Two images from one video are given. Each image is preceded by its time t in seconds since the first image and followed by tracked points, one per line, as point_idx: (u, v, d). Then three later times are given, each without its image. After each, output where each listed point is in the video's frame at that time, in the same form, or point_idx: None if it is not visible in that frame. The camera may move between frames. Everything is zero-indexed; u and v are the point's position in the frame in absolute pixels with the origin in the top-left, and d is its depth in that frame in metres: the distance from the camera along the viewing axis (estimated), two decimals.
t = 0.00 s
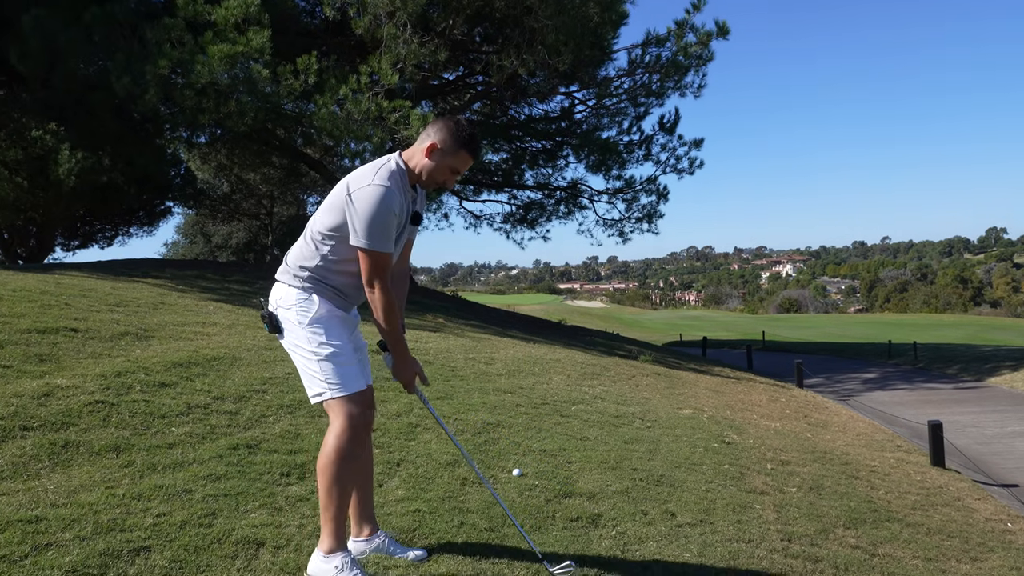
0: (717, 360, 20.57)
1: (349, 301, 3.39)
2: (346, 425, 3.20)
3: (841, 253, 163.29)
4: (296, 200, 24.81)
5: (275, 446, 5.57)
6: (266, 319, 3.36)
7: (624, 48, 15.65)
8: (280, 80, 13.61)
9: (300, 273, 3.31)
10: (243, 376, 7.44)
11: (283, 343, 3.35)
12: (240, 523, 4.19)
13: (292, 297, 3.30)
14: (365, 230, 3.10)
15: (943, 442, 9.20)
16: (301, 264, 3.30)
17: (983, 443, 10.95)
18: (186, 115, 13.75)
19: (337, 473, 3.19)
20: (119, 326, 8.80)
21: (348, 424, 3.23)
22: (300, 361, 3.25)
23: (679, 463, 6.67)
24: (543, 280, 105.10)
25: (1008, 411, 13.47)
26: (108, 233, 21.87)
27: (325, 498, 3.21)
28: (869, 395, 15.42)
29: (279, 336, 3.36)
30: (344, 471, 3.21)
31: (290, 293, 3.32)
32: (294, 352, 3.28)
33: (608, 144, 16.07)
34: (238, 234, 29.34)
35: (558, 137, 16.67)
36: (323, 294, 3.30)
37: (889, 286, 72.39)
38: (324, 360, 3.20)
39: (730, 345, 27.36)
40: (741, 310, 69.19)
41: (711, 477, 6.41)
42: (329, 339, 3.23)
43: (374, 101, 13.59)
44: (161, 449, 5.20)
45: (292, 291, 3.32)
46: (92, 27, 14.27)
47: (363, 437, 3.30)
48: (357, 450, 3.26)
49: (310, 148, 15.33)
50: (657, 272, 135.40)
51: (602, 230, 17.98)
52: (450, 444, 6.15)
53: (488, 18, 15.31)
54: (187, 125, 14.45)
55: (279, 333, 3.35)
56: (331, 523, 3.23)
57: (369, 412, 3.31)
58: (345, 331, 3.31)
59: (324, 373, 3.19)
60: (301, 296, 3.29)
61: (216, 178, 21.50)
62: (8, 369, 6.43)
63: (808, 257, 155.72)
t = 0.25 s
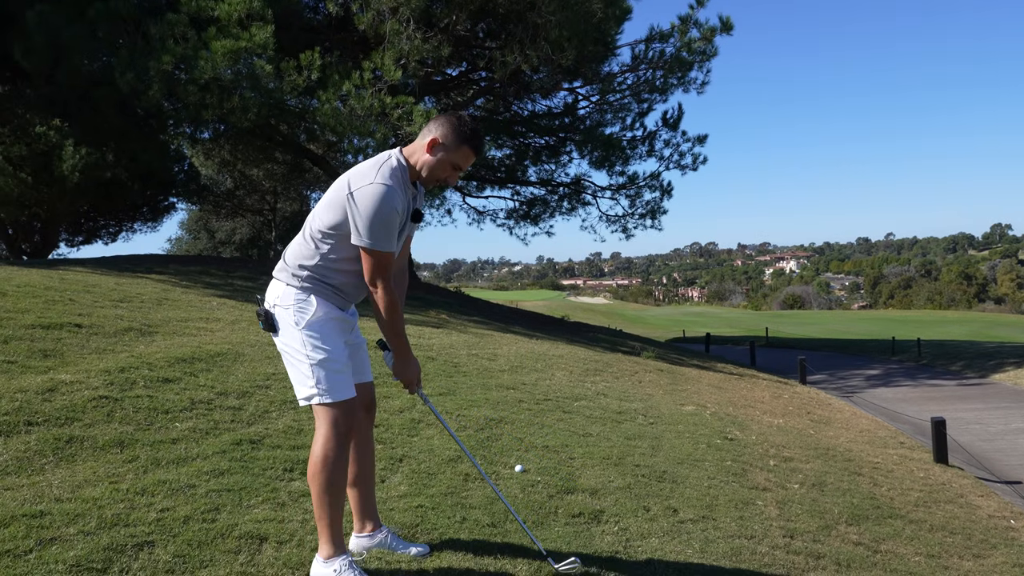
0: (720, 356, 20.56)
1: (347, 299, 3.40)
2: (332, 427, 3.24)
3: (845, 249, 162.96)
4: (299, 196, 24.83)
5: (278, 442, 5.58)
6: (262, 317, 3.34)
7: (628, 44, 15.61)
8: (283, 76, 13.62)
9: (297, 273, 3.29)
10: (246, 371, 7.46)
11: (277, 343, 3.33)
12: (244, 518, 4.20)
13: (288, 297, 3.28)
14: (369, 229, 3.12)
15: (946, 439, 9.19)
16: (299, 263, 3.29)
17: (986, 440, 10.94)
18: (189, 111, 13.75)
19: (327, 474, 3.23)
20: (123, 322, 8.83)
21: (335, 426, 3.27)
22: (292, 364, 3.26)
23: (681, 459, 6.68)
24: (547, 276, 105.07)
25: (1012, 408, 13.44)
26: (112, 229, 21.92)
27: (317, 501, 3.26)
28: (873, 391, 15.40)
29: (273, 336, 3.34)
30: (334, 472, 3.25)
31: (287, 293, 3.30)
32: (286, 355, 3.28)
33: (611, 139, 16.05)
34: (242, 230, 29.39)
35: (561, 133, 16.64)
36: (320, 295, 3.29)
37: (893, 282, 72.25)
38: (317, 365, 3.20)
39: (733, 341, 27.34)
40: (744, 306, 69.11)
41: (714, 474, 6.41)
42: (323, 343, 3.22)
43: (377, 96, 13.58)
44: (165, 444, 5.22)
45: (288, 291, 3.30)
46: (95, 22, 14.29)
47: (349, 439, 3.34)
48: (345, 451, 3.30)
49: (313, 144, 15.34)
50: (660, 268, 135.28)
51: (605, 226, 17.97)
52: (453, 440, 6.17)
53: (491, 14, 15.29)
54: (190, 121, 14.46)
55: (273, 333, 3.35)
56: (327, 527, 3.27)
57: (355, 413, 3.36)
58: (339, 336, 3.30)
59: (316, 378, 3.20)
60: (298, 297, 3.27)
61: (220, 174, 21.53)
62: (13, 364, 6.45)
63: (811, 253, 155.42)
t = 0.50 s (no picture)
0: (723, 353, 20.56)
1: (341, 298, 3.39)
2: (329, 429, 3.25)
3: (848, 246, 162.75)
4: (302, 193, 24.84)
5: (280, 439, 5.59)
6: (253, 319, 3.34)
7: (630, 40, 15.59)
8: (285, 73, 13.62)
9: (291, 274, 3.29)
10: (249, 368, 7.47)
11: (270, 345, 3.34)
12: (246, 515, 4.21)
13: (282, 299, 3.28)
14: (359, 226, 3.11)
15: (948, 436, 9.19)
16: (291, 263, 3.29)
17: (988, 437, 10.93)
18: (191, 108, 13.76)
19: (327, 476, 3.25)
20: (126, 319, 8.85)
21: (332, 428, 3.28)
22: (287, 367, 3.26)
23: (683, 456, 6.68)
24: (549, 272, 105.05)
25: (1014, 405, 13.43)
26: (114, 226, 21.96)
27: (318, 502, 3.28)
28: (875, 388, 15.40)
29: (266, 339, 3.34)
30: (335, 473, 3.26)
31: (280, 295, 3.30)
32: (281, 357, 3.28)
33: (613, 136, 16.03)
34: (244, 226, 29.43)
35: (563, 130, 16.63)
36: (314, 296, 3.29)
37: (895, 279, 72.19)
38: (311, 367, 3.20)
39: (735, 338, 27.34)
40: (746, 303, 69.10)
41: (715, 471, 6.42)
42: (317, 345, 3.22)
43: (379, 93, 13.58)
44: (167, 441, 5.24)
45: (281, 293, 3.30)
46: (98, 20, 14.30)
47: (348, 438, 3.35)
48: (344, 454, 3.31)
49: (315, 141, 15.34)
50: (662, 265, 135.24)
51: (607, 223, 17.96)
52: (454, 437, 6.17)
53: (494, 10, 15.28)
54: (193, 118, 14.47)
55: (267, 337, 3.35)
56: (328, 528, 3.29)
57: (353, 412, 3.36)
58: (334, 335, 3.30)
59: (311, 380, 3.20)
60: (290, 298, 3.27)
61: (222, 171, 21.56)
62: (16, 361, 6.47)
63: (814, 250, 155.24)
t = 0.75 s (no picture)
0: (725, 350, 20.56)
1: (335, 295, 3.37)
2: (326, 428, 3.27)
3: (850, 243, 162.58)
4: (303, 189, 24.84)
5: (283, 436, 5.61)
6: (246, 321, 3.34)
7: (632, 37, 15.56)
8: (288, 70, 13.62)
9: (279, 273, 3.28)
10: (251, 365, 7.48)
11: (264, 346, 3.35)
12: (249, 511, 4.22)
13: (273, 299, 3.28)
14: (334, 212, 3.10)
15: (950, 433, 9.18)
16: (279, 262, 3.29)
17: (990, 434, 10.92)
18: (193, 104, 13.77)
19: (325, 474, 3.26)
20: (129, 316, 8.86)
21: (329, 428, 3.28)
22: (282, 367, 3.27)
23: (685, 453, 6.68)
24: (551, 269, 105.03)
25: (1016, 403, 13.42)
26: (116, 223, 21.98)
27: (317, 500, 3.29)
28: (877, 385, 15.40)
29: (260, 339, 3.35)
30: (334, 472, 3.28)
31: (271, 294, 3.30)
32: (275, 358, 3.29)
33: (615, 133, 16.01)
34: (246, 223, 29.45)
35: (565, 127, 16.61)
36: (304, 295, 3.28)
37: (897, 276, 72.12)
38: (304, 366, 3.21)
39: (737, 335, 27.33)
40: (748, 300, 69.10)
41: (717, 468, 6.42)
42: (309, 344, 3.22)
43: (381, 90, 13.58)
44: (170, 438, 5.24)
45: (272, 293, 3.30)
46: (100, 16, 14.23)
47: (347, 436, 3.36)
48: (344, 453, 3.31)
49: (317, 138, 15.34)
50: (664, 262, 135.21)
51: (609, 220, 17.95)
52: (456, 434, 6.18)
53: (496, 7, 15.26)
54: (195, 115, 14.47)
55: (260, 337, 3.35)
56: (329, 527, 3.31)
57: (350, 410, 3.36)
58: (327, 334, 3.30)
59: (304, 379, 3.21)
60: (281, 297, 3.27)
61: (224, 168, 21.56)
62: (19, 358, 6.48)
63: (816, 247, 155.13)
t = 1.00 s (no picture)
0: (727, 348, 20.56)
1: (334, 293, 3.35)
2: (325, 426, 3.27)
3: (853, 241, 162.40)
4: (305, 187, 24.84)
5: (285, 433, 5.62)
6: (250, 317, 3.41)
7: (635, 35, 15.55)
8: (290, 67, 13.62)
9: (276, 268, 3.29)
10: (253, 362, 7.50)
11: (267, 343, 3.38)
12: (252, 508, 4.24)
13: (270, 294, 3.28)
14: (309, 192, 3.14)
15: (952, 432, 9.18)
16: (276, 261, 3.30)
17: (992, 433, 10.92)
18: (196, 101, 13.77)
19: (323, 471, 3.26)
20: (131, 313, 8.87)
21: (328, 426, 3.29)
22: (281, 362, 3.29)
23: (686, 451, 6.69)
24: (553, 267, 105.02)
25: (1018, 402, 13.41)
26: (119, 219, 22.00)
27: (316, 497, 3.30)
28: (879, 384, 15.39)
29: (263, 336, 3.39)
30: (333, 469, 3.29)
31: (270, 291, 3.30)
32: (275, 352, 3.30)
33: (618, 131, 15.99)
34: (248, 220, 29.48)
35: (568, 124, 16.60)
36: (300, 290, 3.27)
37: (900, 274, 72.03)
38: (299, 362, 3.21)
39: (739, 333, 27.32)
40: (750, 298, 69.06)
41: (719, 466, 6.43)
42: (304, 340, 3.23)
43: (383, 87, 13.58)
44: (173, 435, 5.26)
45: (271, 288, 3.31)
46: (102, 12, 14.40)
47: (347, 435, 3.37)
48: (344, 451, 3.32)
49: (319, 135, 15.34)
50: (666, 260, 135.14)
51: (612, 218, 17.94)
52: (458, 431, 6.19)
53: (498, 4, 15.25)
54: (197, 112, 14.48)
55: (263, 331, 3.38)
56: (330, 525, 3.31)
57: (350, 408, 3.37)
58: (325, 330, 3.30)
59: (299, 375, 3.22)
60: (276, 293, 3.28)
61: (227, 165, 21.58)
62: (22, 354, 6.49)
63: (818, 245, 154.95)
